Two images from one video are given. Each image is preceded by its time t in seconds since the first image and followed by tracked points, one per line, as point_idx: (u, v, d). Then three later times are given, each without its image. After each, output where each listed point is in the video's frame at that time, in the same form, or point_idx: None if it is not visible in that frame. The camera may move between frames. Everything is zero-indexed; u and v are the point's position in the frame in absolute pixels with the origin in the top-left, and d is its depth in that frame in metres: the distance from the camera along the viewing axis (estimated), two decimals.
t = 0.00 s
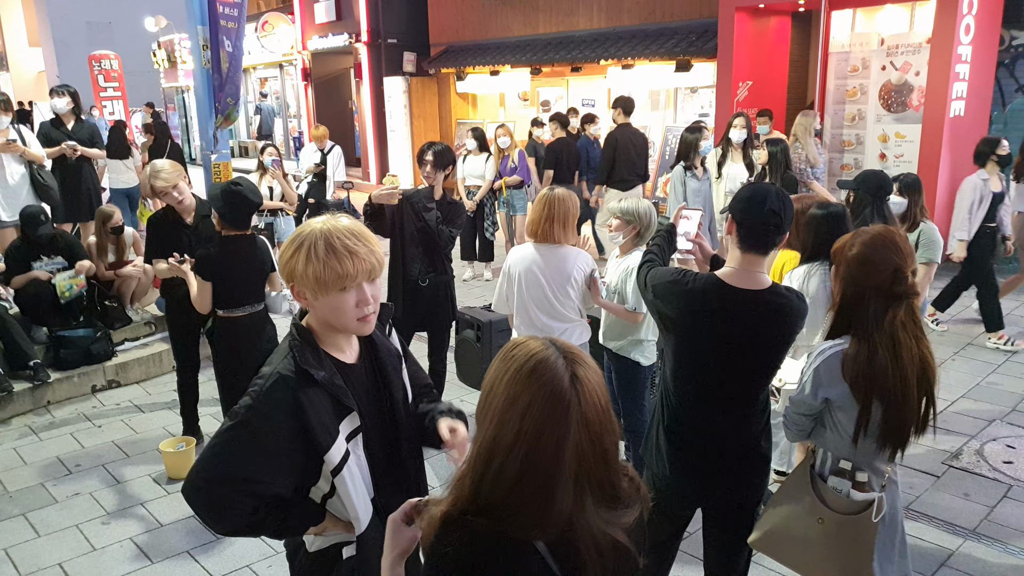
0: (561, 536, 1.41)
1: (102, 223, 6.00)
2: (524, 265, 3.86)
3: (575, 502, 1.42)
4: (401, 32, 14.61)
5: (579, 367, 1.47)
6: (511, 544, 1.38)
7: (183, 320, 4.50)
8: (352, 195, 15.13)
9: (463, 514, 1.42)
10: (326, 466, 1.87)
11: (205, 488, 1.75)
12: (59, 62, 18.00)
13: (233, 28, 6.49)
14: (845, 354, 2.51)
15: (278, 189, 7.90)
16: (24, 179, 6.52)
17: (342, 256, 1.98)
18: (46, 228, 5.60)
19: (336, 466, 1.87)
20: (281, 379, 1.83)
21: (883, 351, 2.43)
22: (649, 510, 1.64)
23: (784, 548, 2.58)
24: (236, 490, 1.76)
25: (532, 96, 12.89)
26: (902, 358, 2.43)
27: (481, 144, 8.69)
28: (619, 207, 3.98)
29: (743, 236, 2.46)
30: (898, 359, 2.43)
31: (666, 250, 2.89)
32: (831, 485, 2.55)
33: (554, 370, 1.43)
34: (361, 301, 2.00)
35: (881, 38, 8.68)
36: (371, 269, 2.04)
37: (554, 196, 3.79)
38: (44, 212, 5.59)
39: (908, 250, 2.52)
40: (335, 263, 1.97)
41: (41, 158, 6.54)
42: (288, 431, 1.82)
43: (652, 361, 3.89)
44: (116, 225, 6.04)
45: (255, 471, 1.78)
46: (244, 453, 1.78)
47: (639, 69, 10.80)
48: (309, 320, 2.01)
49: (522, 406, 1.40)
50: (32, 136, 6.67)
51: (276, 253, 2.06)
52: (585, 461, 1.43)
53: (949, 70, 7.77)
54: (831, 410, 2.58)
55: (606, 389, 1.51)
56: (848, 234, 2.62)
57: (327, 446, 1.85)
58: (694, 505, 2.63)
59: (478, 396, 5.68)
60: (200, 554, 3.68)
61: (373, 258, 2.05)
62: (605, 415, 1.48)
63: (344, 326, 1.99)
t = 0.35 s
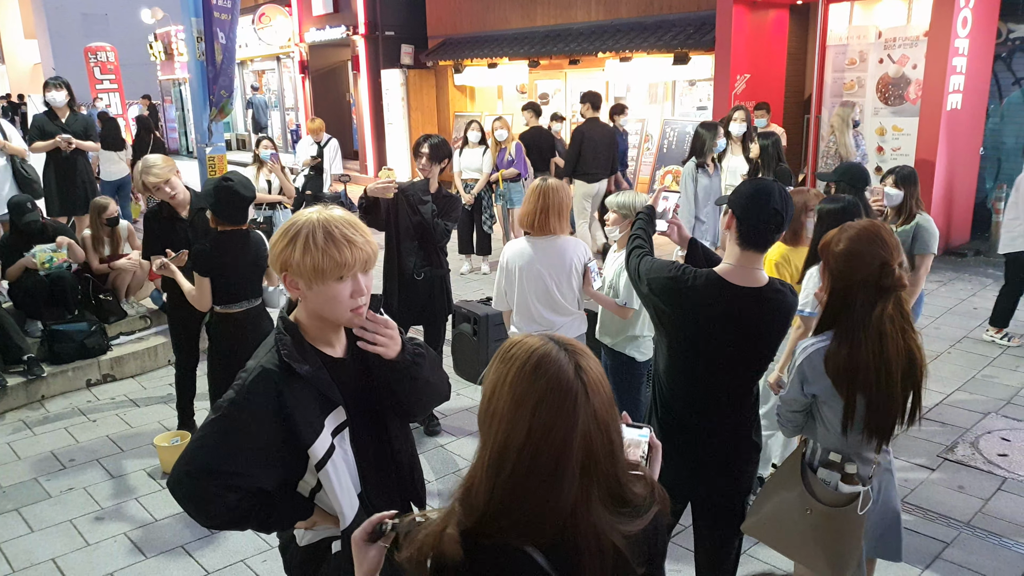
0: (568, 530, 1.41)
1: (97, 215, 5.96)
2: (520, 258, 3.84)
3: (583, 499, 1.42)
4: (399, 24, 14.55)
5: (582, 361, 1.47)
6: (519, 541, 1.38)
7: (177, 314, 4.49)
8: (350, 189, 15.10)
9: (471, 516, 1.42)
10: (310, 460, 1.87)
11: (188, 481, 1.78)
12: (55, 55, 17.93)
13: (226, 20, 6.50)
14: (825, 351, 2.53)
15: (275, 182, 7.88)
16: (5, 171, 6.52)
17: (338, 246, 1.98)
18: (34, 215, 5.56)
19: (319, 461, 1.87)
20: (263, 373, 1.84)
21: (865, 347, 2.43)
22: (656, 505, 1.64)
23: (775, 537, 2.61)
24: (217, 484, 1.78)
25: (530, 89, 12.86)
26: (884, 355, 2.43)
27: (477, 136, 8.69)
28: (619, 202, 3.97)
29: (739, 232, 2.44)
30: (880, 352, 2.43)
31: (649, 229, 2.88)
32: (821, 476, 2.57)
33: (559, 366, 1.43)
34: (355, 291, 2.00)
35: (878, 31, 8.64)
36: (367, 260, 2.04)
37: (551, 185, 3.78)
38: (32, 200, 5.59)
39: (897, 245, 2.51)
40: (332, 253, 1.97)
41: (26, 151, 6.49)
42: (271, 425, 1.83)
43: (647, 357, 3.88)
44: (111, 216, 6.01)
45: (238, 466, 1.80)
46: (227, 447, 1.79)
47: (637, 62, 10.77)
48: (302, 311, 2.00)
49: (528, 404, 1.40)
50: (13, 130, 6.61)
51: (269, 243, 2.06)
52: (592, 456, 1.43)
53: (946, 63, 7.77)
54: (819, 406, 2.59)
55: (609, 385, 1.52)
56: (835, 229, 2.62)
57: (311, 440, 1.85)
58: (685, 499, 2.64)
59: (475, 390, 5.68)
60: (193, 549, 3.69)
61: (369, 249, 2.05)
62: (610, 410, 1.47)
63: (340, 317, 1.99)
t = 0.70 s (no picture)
0: (576, 526, 1.42)
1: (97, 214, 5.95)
2: (527, 254, 3.81)
3: (589, 494, 1.43)
4: (397, 23, 14.55)
5: (582, 358, 1.49)
6: (530, 539, 1.39)
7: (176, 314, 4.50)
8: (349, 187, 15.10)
9: (481, 519, 1.42)
10: (304, 460, 1.88)
11: (184, 481, 1.80)
12: (53, 56, 17.92)
13: (223, 21, 6.51)
14: (822, 339, 2.54)
15: (274, 182, 7.89)
16: None
17: (334, 244, 1.99)
18: (38, 218, 5.72)
19: (313, 461, 1.88)
20: (256, 373, 1.86)
21: (862, 337, 2.45)
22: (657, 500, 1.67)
23: (773, 529, 2.61)
24: (213, 484, 1.80)
25: (527, 86, 12.86)
26: (878, 342, 2.46)
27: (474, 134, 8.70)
28: (616, 199, 3.97)
29: (728, 230, 2.45)
30: (874, 341, 2.46)
31: (638, 221, 2.89)
32: (818, 468, 2.57)
33: (562, 364, 1.44)
34: (350, 290, 2.01)
35: (875, 26, 8.63)
36: (361, 259, 2.05)
37: (553, 184, 3.74)
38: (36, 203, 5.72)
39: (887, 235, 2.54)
40: (326, 251, 1.98)
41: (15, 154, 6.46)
42: (266, 424, 1.84)
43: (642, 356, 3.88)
44: (111, 216, 5.98)
45: (233, 466, 1.82)
46: (222, 447, 1.81)
47: (635, 59, 10.78)
48: (298, 311, 2.01)
49: (534, 405, 1.41)
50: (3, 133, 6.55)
51: (262, 243, 2.06)
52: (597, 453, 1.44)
53: (943, 58, 7.77)
54: (812, 396, 2.61)
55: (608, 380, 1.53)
56: (824, 221, 2.64)
57: (304, 440, 1.86)
58: (679, 496, 2.65)
59: (474, 388, 5.69)
60: (192, 548, 3.70)
61: (364, 247, 2.06)
62: (612, 406, 1.49)
63: (334, 316, 1.99)
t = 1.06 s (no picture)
0: (545, 529, 1.42)
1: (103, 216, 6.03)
2: (535, 254, 3.81)
3: (558, 501, 1.43)
4: (400, 25, 14.58)
5: (554, 364, 1.49)
6: (496, 539, 1.41)
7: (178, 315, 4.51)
8: (353, 189, 15.13)
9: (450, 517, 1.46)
10: (310, 460, 1.89)
11: (190, 483, 1.80)
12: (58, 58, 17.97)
13: (227, 23, 6.59)
14: (824, 336, 2.52)
15: (278, 184, 7.92)
16: None
17: (339, 246, 2.00)
18: (43, 221, 5.68)
19: (319, 461, 1.89)
20: (263, 375, 1.86)
21: (860, 332, 2.46)
22: (645, 512, 1.64)
23: (774, 527, 2.62)
24: (219, 485, 1.81)
25: (530, 88, 12.88)
26: (877, 339, 2.47)
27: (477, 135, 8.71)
28: (620, 200, 3.96)
29: (725, 232, 2.46)
30: (873, 338, 2.46)
31: (639, 221, 2.89)
32: (817, 466, 2.57)
33: (530, 368, 1.45)
34: (354, 292, 2.02)
35: (878, 27, 8.64)
36: (365, 260, 2.06)
37: (570, 185, 3.74)
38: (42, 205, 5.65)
39: (884, 235, 2.56)
40: (332, 254, 1.99)
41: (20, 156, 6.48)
42: (271, 425, 1.85)
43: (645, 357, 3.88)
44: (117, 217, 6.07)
45: (240, 467, 1.82)
46: (227, 449, 1.81)
47: (637, 60, 10.79)
48: (303, 312, 2.02)
49: (500, 409, 1.43)
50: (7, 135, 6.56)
51: (266, 246, 2.07)
52: (567, 459, 1.43)
53: (946, 59, 7.76)
54: (812, 395, 2.60)
55: (585, 387, 1.53)
56: (824, 222, 2.65)
57: (310, 440, 1.87)
58: (681, 497, 2.65)
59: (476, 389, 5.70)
60: (196, 549, 3.71)
61: (368, 249, 2.07)
62: (586, 412, 1.48)
63: (339, 317, 2.00)
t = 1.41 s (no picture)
0: (477, 546, 1.36)
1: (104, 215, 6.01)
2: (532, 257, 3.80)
3: (494, 517, 1.37)
4: (402, 26, 14.60)
5: (499, 376, 1.43)
6: (429, 557, 1.35)
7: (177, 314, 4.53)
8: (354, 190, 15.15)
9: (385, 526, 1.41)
10: (308, 460, 1.90)
11: (188, 482, 1.82)
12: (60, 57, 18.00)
13: (228, 23, 6.58)
14: (812, 345, 2.55)
15: (281, 183, 7.94)
16: None
17: (337, 246, 2.02)
18: (42, 219, 5.72)
19: (317, 461, 1.90)
20: (262, 374, 1.88)
21: (848, 337, 2.47)
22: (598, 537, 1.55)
23: (770, 530, 2.63)
24: (216, 484, 1.82)
25: (532, 90, 12.91)
26: (865, 343, 2.48)
27: (479, 137, 8.74)
28: (623, 204, 3.95)
29: (721, 234, 2.48)
30: (861, 342, 2.47)
31: (637, 225, 2.91)
32: (811, 469, 2.59)
33: (471, 380, 1.40)
34: (353, 292, 2.04)
35: (879, 32, 8.69)
36: (364, 261, 2.08)
37: (563, 192, 3.77)
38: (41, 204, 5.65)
39: (869, 240, 2.58)
40: (330, 254, 2.00)
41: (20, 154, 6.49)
42: (270, 424, 1.86)
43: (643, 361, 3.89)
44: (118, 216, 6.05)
45: (237, 466, 1.83)
46: (226, 447, 1.83)
47: (639, 63, 10.81)
48: (303, 312, 2.03)
49: (437, 416, 1.39)
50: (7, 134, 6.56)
51: (267, 246, 2.08)
52: (505, 476, 1.37)
53: (946, 65, 7.78)
54: (806, 402, 2.61)
55: (533, 401, 1.46)
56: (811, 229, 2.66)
57: (309, 440, 1.89)
58: (678, 500, 2.67)
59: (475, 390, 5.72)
60: (193, 549, 3.72)
61: (367, 250, 2.09)
62: (530, 428, 1.42)
63: (337, 318, 2.01)
